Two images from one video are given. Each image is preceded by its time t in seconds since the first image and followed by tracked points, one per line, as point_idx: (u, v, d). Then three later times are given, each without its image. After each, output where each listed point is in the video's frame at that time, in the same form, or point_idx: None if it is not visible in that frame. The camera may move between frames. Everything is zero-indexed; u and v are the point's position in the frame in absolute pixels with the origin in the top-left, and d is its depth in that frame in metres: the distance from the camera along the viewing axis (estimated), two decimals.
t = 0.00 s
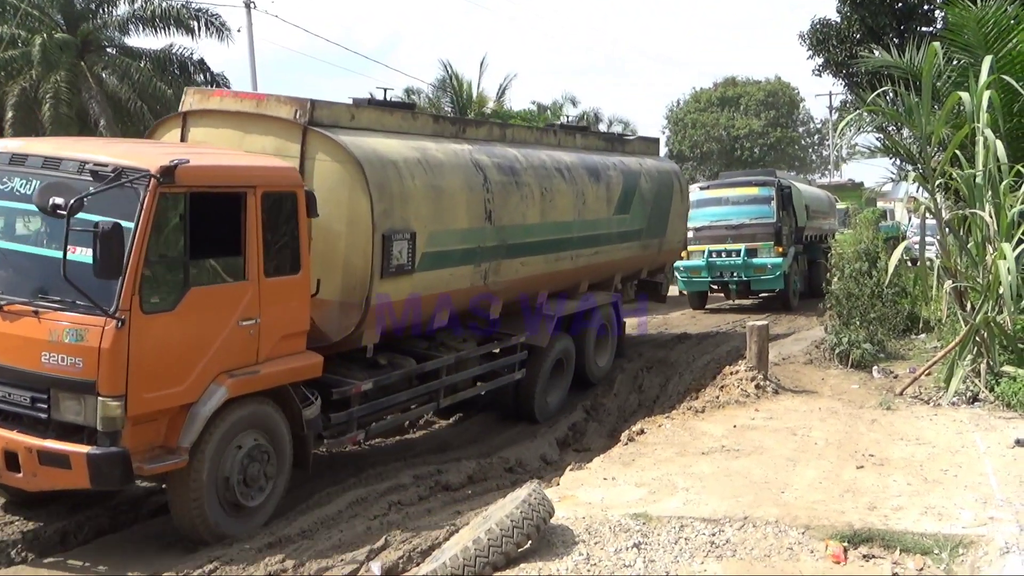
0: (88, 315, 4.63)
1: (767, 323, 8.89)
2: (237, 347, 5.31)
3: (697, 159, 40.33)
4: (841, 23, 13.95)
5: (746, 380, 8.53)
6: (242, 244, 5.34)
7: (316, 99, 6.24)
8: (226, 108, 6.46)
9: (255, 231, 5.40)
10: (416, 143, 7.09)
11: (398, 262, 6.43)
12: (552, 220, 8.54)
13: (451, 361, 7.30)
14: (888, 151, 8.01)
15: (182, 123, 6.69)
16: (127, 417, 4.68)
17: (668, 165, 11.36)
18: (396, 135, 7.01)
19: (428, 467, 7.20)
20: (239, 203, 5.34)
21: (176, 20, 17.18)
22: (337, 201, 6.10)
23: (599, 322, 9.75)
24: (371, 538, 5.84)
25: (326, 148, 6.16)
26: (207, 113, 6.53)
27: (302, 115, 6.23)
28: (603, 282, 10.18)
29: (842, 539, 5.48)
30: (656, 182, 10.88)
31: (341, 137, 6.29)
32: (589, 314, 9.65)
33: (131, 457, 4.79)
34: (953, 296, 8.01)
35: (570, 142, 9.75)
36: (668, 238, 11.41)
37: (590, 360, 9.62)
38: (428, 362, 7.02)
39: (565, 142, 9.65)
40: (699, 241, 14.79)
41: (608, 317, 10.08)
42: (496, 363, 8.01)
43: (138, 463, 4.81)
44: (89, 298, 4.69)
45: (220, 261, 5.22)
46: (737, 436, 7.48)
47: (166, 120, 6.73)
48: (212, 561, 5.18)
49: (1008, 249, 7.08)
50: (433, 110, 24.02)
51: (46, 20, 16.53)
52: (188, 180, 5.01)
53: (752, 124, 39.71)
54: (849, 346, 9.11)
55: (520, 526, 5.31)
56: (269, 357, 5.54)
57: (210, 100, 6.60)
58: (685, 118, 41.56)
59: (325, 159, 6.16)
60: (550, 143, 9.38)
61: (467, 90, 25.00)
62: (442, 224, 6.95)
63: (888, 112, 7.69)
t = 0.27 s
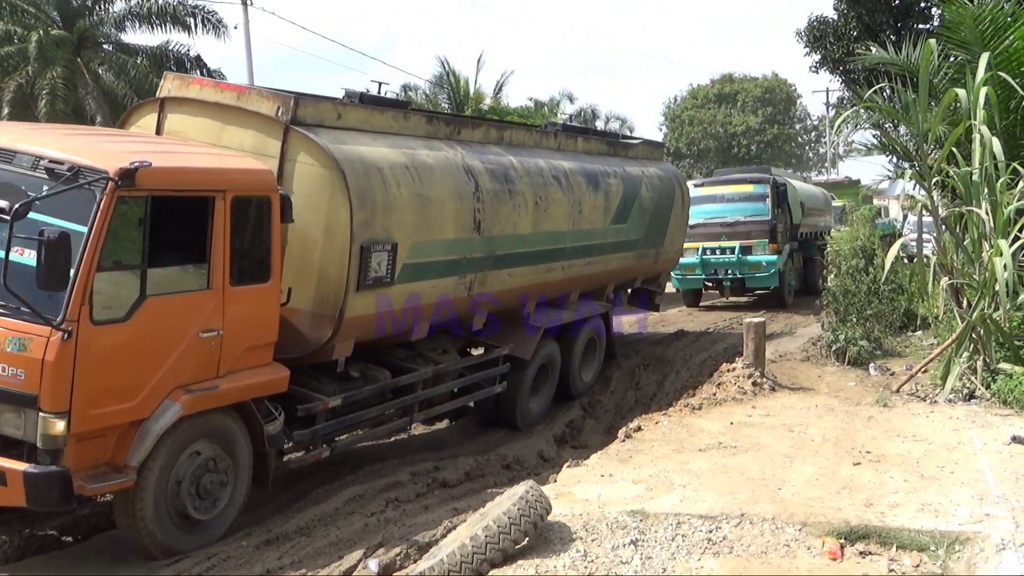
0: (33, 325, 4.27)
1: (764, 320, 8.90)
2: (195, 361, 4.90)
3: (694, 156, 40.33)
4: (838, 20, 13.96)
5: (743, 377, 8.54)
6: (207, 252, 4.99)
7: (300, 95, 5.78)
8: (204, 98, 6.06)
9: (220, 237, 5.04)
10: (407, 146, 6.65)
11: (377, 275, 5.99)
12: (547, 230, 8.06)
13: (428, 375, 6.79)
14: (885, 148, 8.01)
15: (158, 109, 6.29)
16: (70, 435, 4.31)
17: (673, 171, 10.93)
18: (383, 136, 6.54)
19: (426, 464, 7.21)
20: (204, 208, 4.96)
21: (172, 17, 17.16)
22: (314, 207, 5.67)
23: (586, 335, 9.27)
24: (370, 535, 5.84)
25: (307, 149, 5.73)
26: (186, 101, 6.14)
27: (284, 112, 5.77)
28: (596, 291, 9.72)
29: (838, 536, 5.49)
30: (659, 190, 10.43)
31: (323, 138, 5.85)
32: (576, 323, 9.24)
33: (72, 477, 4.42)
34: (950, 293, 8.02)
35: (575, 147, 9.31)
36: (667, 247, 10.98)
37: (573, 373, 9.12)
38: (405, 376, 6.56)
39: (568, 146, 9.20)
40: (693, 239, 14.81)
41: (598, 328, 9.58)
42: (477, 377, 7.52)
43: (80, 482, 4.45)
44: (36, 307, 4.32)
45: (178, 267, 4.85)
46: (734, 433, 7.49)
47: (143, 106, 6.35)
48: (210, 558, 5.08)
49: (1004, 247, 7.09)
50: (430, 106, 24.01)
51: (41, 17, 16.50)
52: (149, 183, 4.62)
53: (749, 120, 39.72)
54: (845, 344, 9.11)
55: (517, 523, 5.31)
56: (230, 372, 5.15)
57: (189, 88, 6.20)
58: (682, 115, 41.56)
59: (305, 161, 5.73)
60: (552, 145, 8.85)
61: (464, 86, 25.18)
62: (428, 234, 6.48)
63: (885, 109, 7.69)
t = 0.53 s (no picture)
0: None
1: (760, 317, 8.90)
2: (139, 372, 4.50)
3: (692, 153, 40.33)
4: (836, 18, 13.97)
5: (740, 374, 8.54)
6: (156, 254, 4.61)
7: (268, 89, 5.40)
8: (168, 88, 5.74)
9: (169, 237, 4.65)
10: (385, 145, 6.25)
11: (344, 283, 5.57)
12: (534, 237, 7.67)
13: (400, 386, 6.37)
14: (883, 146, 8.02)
15: (121, 97, 5.98)
16: None
17: (671, 177, 10.56)
18: (359, 134, 6.16)
19: (423, 461, 7.21)
20: (151, 207, 4.57)
21: (169, 13, 17.18)
22: (278, 208, 5.28)
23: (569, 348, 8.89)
24: (367, 533, 5.85)
25: (273, 145, 5.35)
26: (150, 90, 5.82)
27: (251, 106, 5.40)
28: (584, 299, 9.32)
29: (834, 533, 5.50)
30: (654, 197, 10.05)
31: (292, 135, 5.45)
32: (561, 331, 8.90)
33: None
34: (947, 291, 8.03)
35: (569, 150, 8.94)
36: (660, 256, 10.61)
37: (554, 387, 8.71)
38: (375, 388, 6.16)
39: (561, 148, 8.82)
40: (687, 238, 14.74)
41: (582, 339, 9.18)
42: (455, 389, 7.11)
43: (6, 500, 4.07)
44: None
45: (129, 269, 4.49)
46: (730, 430, 7.49)
47: (106, 93, 6.03)
48: (207, 556, 5.30)
49: (1001, 244, 7.09)
50: (428, 103, 24.02)
51: (38, 13, 16.47)
52: (90, 179, 4.24)
53: (747, 118, 39.74)
54: (842, 341, 9.16)
55: (513, 520, 5.31)
56: (179, 383, 4.74)
57: (153, 75, 5.87)
58: (679, 112, 41.56)
59: (271, 159, 5.35)
60: (542, 147, 8.47)
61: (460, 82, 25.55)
62: (402, 241, 6.08)
63: (882, 107, 7.68)
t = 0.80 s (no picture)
0: None
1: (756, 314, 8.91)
2: (70, 373, 4.24)
3: (689, 149, 40.32)
4: (832, 14, 13.97)
5: (736, 371, 8.55)
6: (91, 247, 4.35)
7: (218, 74, 5.17)
8: (115, 73, 5.49)
9: (102, 228, 4.39)
10: (348, 136, 6.04)
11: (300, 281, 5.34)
12: (509, 234, 7.49)
13: (366, 391, 6.12)
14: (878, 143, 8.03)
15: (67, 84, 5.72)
16: None
17: (658, 175, 10.40)
18: (320, 125, 5.94)
19: (420, 458, 7.22)
20: (84, 195, 4.32)
21: (167, 10, 17.29)
22: (228, 202, 5.04)
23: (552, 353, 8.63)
24: (363, 529, 5.87)
25: (222, 136, 5.10)
26: (97, 77, 5.57)
27: (200, 93, 5.17)
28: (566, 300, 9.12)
29: (829, 529, 5.52)
30: (641, 196, 9.89)
31: (244, 123, 5.23)
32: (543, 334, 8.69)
33: None
34: (942, 288, 8.04)
35: (550, 144, 8.80)
36: (647, 257, 10.43)
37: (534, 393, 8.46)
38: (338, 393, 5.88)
39: (543, 144, 8.68)
40: (681, 233, 14.84)
41: (566, 344, 8.92)
42: (427, 392, 6.86)
43: None
44: None
45: (72, 263, 4.27)
46: (726, 427, 7.51)
47: (52, 80, 5.78)
48: (203, 553, 5.38)
49: (997, 241, 7.10)
50: (425, 100, 24.06)
51: (35, 9, 16.43)
52: (12, 163, 4.00)
53: (743, 114, 39.76)
54: (838, 338, 9.11)
55: (509, 517, 5.31)
56: (116, 384, 4.48)
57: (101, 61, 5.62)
58: (676, 108, 41.55)
59: (219, 150, 5.11)
60: (522, 142, 8.29)
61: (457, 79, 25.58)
62: (364, 237, 5.85)
63: (878, 105, 7.68)
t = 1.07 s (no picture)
0: None
1: (752, 313, 8.92)
2: (7, 366, 4.08)
3: (686, 148, 40.34)
4: (828, 13, 13.98)
5: (731, 370, 8.56)
6: (31, 233, 4.21)
7: (175, 57, 5.02)
8: (69, 57, 5.32)
9: (44, 213, 4.26)
10: (317, 125, 5.88)
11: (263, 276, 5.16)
12: (489, 233, 7.35)
13: (335, 392, 5.91)
14: (874, 142, 8.03)
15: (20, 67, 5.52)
16: None
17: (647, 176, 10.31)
18: (287, 114, 5.77)
19: (416, 457, 7.22)
20: (25, 177, 4.20)
21: (162, 8, 17.27)
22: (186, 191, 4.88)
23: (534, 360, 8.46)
24: (359, 528, 5.87)
25: (179, 121, 4.94)
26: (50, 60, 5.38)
27: (157, 77, 5.02)
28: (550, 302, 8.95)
29: (824, 528, 5.53)
30: (628, 198, 9.79)
31: (203, 109, 5.06)
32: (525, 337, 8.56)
33: None
34: (938, 286, 8.05)
35: (535, 143, 8.72)
36: (634, 262, 10.29)
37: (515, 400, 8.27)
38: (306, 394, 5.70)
39: (527, 142, 8.59)
40: (673, 232, 14.87)
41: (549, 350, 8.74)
42: (402, 396, 6.70)
43: None
44: None
45: (12, 249, 4.13)
46: (722, 425, 7.52)
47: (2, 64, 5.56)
48: (197, 552, 5.39)
49: (992, 240, 7.11)
50: (421, 99, 24.06)
51: (29, 7, 16.38)
52: None
53: (740, 113, 39.78)
54: (833, 337, 9.12)
55: (506, 516, 5.32)
56: (59, 379, 4.32)
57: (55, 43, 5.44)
58: (672, 107, 41.56)
59: (177, 136, 4.94)
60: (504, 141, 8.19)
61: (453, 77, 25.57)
62: (332, 231, 5.68)
63: (874, 104, 7.68)
